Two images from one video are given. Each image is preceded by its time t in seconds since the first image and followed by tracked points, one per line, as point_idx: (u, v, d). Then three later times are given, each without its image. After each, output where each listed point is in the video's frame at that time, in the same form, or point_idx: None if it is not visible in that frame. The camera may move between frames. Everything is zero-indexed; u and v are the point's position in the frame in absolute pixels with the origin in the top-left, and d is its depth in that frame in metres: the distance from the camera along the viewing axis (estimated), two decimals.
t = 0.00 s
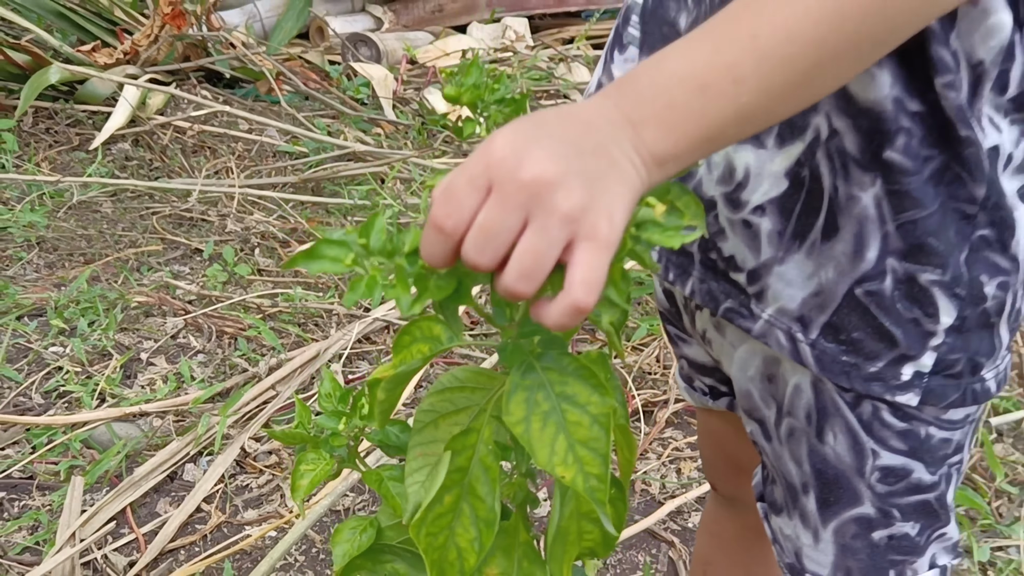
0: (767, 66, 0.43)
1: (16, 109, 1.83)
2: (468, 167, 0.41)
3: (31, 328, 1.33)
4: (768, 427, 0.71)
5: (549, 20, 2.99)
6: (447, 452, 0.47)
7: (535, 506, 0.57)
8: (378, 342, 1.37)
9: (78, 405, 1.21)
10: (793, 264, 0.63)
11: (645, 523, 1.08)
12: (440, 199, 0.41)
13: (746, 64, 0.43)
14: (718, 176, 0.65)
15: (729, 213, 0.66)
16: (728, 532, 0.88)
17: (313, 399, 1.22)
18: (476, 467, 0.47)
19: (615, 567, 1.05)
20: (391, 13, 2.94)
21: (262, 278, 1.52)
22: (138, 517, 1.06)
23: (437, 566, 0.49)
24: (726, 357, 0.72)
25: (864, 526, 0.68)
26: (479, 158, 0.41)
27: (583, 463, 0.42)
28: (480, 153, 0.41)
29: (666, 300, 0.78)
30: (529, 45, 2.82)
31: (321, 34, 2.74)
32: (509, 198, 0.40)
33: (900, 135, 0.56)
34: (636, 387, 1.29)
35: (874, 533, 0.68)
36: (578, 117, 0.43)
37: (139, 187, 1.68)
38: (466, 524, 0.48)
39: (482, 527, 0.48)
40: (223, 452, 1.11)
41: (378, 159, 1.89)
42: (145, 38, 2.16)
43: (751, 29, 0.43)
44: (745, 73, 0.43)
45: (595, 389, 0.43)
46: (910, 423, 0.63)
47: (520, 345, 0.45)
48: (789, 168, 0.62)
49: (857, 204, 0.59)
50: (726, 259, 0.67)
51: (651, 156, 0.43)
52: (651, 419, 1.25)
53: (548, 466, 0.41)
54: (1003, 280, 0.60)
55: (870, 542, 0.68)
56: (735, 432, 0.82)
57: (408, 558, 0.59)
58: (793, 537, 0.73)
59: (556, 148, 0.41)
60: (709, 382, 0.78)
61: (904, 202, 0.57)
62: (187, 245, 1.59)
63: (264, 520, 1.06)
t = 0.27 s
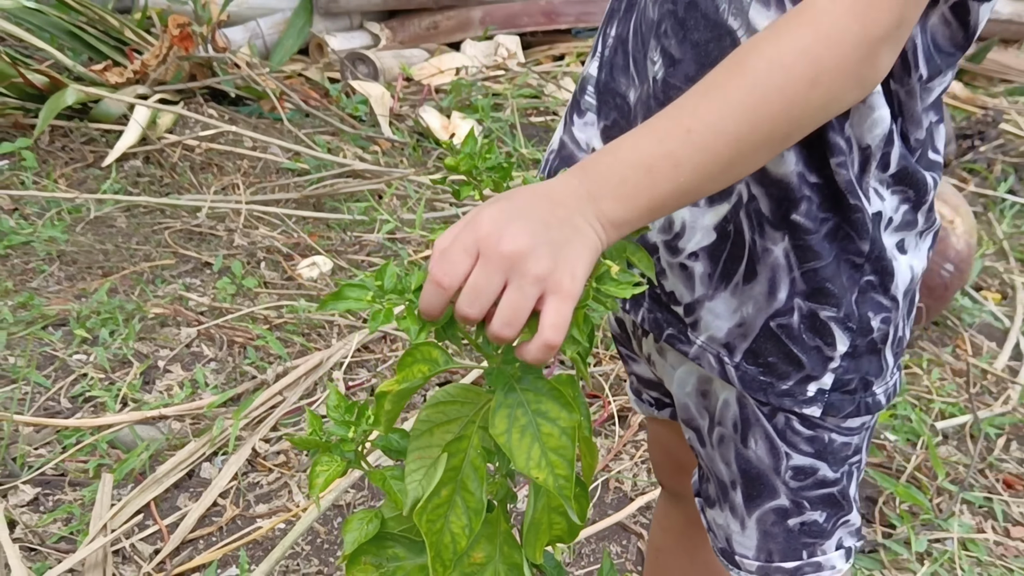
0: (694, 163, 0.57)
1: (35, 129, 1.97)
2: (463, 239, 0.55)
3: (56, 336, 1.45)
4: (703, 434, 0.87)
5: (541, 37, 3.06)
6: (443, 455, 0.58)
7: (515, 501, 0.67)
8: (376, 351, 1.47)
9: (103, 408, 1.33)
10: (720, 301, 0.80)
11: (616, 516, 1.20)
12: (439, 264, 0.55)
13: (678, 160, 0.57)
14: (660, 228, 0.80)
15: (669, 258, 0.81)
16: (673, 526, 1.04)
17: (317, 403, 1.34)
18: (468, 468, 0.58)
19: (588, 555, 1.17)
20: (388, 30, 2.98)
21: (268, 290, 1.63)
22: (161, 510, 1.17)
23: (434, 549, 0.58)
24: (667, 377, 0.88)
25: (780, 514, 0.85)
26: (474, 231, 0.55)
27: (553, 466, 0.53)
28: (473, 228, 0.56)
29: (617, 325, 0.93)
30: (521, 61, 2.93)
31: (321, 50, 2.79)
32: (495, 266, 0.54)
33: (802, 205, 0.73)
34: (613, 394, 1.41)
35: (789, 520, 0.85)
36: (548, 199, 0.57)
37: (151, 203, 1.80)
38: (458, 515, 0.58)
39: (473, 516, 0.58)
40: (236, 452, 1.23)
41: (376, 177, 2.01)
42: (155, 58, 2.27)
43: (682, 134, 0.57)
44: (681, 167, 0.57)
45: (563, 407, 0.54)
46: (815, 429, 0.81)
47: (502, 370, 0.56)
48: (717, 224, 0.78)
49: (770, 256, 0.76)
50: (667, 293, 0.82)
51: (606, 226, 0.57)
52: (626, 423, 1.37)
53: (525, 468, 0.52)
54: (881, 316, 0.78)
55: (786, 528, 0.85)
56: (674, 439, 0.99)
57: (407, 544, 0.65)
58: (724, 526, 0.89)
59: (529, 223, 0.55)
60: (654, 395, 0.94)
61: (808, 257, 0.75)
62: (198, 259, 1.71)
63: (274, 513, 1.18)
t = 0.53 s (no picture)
0: (786, 180, 0.60)
1: (55, 139, 2.08)
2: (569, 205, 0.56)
3: (80, 337, 1.55)
4: (686, 428, 0.91)
5: (535, 48, 3.18)
6: (470, 437, 0.66)
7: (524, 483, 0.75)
8: (378, 351, 1.58)
9: (125, 403, 1.44)
10: (702, 312, 0.84)
11: (600, 502, 1.31)
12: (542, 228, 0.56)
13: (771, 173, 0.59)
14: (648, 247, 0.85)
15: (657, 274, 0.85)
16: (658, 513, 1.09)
17: (323, 398, 1.45)
18: (489, 451, 0.67)
19: (574, 538, 1.27)
20: (389, 41, 3.05)
21: (277, 293, 1.73)
22: (181, 495, 1.27)
23: (460, 522, 0.66)
24: (655, 378, 0.93)
25: (756, 497, 0.88)
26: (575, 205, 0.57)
27: (565, 451, 0.61)
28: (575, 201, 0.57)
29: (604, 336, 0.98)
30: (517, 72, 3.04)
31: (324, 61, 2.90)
32: (595, 246, 0.55)
33: (776, 229, 0.78)
34: (600, 391, 1.51)
35: (764, 502, 0.88)
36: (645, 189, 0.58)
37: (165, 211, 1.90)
38: (481, 490, 0.66)
39: (493, 492, 0.66)
40: (249, 443, 1.33)
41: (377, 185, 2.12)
42: (166, 71, 2.38)
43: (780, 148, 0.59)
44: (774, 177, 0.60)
45: (577, 401, 0.63)
46: (786, 421, 0.85)
47: (529, 367, 0.66)
48: (699, 246, 0.82)
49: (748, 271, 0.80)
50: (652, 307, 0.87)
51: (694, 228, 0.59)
52: (611, 418, 1.47)
53: (541, 450, 0.61)
54: (846, 321, 0.83)
55: (761, 510, 0.88)
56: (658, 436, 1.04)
57: (422, 514, 0.74)
58: (706, 509, 0.92)
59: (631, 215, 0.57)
60: (639, 398, 0.99)
61: (783, 271, 0.79)
62: (210, 264, 1.81)
63: (285, 499, 1.28)
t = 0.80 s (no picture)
0: (898, 234, 0.64)
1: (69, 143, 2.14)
2: (719, 323, 0.61)
3: (95, 334, 1.61)
4: (682, 420, 0.86)
5: (537, 52, 3.23)
6: (467, 424, 0.72)
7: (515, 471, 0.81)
8: (383, 348, 1.63)
9: (140, 398, 1.49)
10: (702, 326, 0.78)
11: (596, 493, 1.36)
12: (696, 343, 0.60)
13: (882, 230, 0.63)
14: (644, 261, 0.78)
15: (653, 288, 0.79)
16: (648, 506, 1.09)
17: (330, 394, 1.50)
18: (484, 438, 0.73)
19: (571, 527, 1.33)
20: (393, 45, 3.09)
21: (285, 292, 1.79)
22: (195, 485, 1.33)
23: (454, 501, 0.71)
24: (653, 375, 0.87)
25: (750, 484, 0.85)
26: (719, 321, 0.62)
27: (554, 439, 0.68)
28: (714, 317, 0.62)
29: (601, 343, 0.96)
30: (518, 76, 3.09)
31: (329, 65, 2.95)
32: (758, 356, 0.60)
33: (781, 246, 0.74)
34: (597, 387, 1.56)
35: (757, 489, 0.85)
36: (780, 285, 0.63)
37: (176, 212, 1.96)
38: (474, 474, 0.71)
39: (485, 476, 0.72)
40: (259, 436, 1.39)
41: (382, 188, 2.17)
42: (176, 75, 2.44)
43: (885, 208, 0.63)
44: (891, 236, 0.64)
45: (565, 394, 0.70)
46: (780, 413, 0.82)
47: (521, 362, 0.72)
48: (697, 262, 0.76)
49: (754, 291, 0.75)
50: (649, 319, 0.80)
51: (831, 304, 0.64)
52: (608, 413, 1.53)
53: (533, 440, 0.68)
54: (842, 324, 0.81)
55: (754, 496, 0.86)
56: (646, 426, 1.03)
57: (424, 500, 0.79)
58: (700, 496, 0.89)
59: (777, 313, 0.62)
60: (631, 394, 0.98)
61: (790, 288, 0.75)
62: (219, 264, 1.87)
63: (294, 489, 1.33)
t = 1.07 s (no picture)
0: (905, 276, 0.69)
1: (77, 148, 2.17)
2: (748, 389, 0.73)
3: (102, 339, 1.64)
4: (680, 428, 0.88)
5: (538, 57, 3.26)
6: (463, 430, 0.74)
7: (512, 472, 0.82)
8: (385, 352, 1.65)
9: (146, 401, 1.52)
10: (706, 342, 0.81)
11: (593, 496, 1.38)
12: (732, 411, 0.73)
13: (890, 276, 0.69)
14: (660, 278, 0.82)
15: (668, 303, 0.82)
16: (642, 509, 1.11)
17: (333, 398, 1.52)
18: (481, 443, 0.75)
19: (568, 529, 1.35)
20: (395, 50, 3.12)
21: (288, 297, 1.81)
22: (200, 488, 1.36)
23: (454, 505, 0.73)
24: (652, 383, 0.90)
25: (746, 491, 0.87)
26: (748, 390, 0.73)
27: (547, 443, 0.70)
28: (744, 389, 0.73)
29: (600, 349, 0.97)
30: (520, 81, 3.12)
31: (332, 69, 2.98)
32: (779, 416, 0.71)
33: (786, 271, 0.75)
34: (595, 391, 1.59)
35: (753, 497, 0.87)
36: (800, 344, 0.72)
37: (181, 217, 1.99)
38: (473, 478, 0.74)
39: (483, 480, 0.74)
40: (263, 440, 1.42)
41: (384, 194, 2.20)
42: (181, 80, 2.46)
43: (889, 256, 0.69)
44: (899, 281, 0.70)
45: (557, 398, 0.71)
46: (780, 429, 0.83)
47: (515, 367, 0.74)
48: (708, 282, 0.79)
49: (758, 311, 0.77)
50: (660, 332, 0.83)
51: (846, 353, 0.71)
52: (605, 417, 1.55)
53: (526, 442, 0.69)
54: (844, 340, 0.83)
55: (750, 503, 0.87)
56: (642, 434, 1.06)
57: (422, 503, 0.81)
58: (698, 502, 0.90)
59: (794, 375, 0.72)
60: (627, 400, 1.01)
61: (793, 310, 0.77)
62: (224, 268, 1.89)
63: (298, 492, 1.36)
